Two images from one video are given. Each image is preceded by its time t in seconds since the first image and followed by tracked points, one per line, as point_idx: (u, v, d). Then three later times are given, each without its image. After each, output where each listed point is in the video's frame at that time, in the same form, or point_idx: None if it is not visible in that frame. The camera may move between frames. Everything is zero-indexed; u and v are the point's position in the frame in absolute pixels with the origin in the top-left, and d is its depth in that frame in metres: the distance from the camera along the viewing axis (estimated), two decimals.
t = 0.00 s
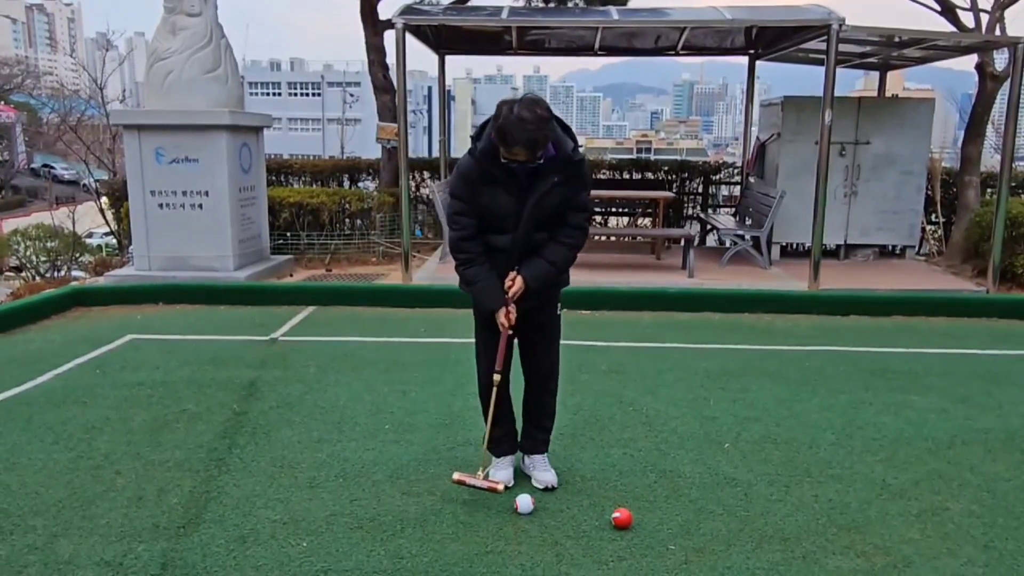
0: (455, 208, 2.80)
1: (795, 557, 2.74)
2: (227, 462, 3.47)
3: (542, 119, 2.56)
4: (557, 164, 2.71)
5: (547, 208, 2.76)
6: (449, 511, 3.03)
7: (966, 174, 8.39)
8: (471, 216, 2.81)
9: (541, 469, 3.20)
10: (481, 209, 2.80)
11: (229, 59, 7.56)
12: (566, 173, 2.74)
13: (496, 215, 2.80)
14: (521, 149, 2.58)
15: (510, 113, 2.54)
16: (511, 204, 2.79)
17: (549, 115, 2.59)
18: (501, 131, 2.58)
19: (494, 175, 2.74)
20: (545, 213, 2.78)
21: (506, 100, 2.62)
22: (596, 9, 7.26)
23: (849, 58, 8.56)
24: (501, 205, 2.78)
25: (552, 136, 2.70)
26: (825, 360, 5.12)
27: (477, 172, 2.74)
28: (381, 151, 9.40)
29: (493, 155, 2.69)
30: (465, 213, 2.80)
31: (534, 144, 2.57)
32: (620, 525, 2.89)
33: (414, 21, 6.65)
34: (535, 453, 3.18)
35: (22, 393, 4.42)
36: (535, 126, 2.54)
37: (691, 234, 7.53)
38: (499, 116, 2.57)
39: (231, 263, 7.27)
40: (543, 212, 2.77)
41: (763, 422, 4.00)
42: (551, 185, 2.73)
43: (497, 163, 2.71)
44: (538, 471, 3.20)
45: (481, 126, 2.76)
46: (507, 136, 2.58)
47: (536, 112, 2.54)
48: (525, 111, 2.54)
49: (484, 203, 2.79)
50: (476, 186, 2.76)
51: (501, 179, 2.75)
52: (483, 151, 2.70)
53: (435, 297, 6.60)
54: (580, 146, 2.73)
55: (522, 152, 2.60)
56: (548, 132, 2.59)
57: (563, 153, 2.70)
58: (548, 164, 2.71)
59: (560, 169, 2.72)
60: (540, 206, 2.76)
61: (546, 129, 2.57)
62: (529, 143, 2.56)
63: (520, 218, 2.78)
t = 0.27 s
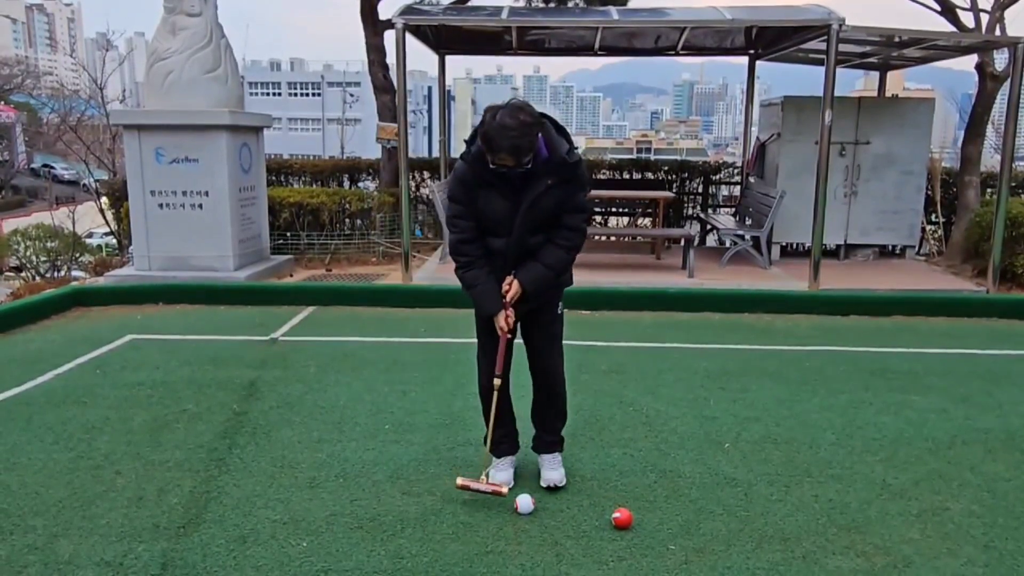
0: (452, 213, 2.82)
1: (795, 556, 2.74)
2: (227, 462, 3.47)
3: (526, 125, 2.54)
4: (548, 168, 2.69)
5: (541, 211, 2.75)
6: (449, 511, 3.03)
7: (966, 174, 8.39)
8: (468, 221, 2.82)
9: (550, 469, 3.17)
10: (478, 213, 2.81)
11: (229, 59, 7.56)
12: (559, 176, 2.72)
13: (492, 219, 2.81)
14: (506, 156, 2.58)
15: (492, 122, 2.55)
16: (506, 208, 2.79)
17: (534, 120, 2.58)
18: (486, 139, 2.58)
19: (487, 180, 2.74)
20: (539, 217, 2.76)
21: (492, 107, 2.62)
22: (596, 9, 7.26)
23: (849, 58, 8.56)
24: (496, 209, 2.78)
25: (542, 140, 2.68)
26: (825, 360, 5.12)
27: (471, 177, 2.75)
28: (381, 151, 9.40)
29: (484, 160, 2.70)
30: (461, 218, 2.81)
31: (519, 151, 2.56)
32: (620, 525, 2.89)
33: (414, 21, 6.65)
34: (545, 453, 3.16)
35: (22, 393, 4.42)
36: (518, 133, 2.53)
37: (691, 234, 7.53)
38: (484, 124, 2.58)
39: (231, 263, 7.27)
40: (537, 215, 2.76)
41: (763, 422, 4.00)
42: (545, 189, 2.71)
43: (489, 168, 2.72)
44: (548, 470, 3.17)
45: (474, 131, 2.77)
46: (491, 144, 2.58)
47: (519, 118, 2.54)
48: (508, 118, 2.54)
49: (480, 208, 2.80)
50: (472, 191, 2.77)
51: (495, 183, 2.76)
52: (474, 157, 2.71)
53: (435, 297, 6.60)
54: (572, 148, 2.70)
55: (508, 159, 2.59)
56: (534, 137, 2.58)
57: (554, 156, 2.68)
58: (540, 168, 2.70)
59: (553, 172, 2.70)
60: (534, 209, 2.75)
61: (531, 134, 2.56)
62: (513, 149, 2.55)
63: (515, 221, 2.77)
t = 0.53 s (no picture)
0: (464, 213, 2.84)
1: (796, 557, 2.74)
2: (227, 463, 3.47)
3: (535, 128, 2.54)
4: (558, 170, 2.69)
5: (550, 213, 2.75)
6: (449, 511, 3.03)
7: (966, 175, 8.39)
8: (478, 222, 2.83)
9: (566, 474, 3.14)
10: (488, 213, 2.82)
11: (229, 60, 7.56)
12: (569, 178, 2.71)
13: (502, 220, 2.81)
14: (515, 158, 2.58)
15: (500, 124, 2.55)
16: (516, 209, 2.79)
17: (544, 123, 2.58)
18: (496, 141, 2.59)
19: (497, 181, 2.75)
20: (549, 219, 2.76)
21: (504, 108, 2.62)
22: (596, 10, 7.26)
23: (849, 58, 8.56)
24: (506, 210, 2.79)
25: (553, 143, 2.68)
26: (825, 361, 5.12)
27: (481, 177, 2.76)
28: (381, 152, 9.40)
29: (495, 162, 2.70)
30: (472, 218, 2.83)
31: (527, 153, 2.56)
32: (620, 525, 2.89)
33: (414, 22, 6.65)
34: (562, 458, 3.14)
35: (22, 393, 4.42)
36: (527, 136, 2.53)
37: (691, 235, 7.53)
38: (494, 126, 2.58)
39: (231, 264, 7.27)
40: (546, 218, 2.75)
41: (763, 422, 4.00)
42: (554, 191, 2.71)
43: (500, 170, 2.73)
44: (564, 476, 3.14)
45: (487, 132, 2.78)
46: (500, 146, 2.58)
47: (528, 121, 2.54)
48: (518, 120, 2.54)
49: (490, 208, 2.81)
50: (482, 191, 2.79)
51: (505, 184, 2.76)
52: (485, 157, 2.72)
53: (436, 298, 6.60)
54: (583, 152, 2.69)
55: (517, 161, 2.59)
56: (544, 140, 2.58)
57: (565, 159, 2.67)
58: (550, 170, 2.69)
59: (562, 175, 2.70)
60: (543, 211, 2.75)
61: (540, 137, 2.55)
62: (522, 152, 2.55)
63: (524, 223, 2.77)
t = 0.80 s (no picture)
0: (476, 209, 2.84)
1: (796, 558, 2.75)
2: (227, 464, 3.47)
3: (553, 127, 2.55)
4: (572, 172, 2.69)
5: (561, 214, 2.75)
6: (449, 512, 3.03)
7: (966, 176, 8.40)
8: (490, 219, 2.84)
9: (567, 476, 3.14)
10: (500, 211, 2.83)
11: (230, 61, 7.56)
12: (583, 181, 2.72)
13: (513, 218, 2.81)
14: (531, 155, 2.58)
15: (518, 121, 2.56)
16: (528, 208, 2.79)
17: (562, 123, 2.58)
18: (512, 138, 2.59)
19: (511, 179, 2.76)
20: (560, 220, 2.76)
21: (522, 106, 2.63)
22: (596, 12, 7.27)
23: (849, 60, 8.57)
24: (518, 209, 2.79)
25: (570, 144, 2.68)
26: (825, 362, 5.12)
27: (495, 174, 2.77)
28: (381, 153, 9.41)
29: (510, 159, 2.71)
30: (484, 215, 2.84)
31: (543, 152, 2.56)
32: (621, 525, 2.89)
33: (414, 23, 6.65)
34: (564, 460, 3.14)
35: (22, 395, 4.42)
36: (544, 134, 2.54)
37: (691, 236, 7.53)
38: (511, 123, 2.59)
39: (232, 265, 7.28)
40: (557, 218, 2.76)
41: (763, 424, 4.00)
42: (567, 192, 2.71)
43: (514, 167, 2.73)
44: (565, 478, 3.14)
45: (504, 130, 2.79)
46: (517, 143, 2.58)
47: (546, 120, 2.54)
48: (536, 118, 2.54)
49: (503, 206, 2.81)
50: (496, 189, 2.79)
51: (519, 183, 2.77)
52: (500, 154, 2.73)
53: (436, 299, 6.60)
54: (598, 155, 2.69)
55: (532, 158, 2.59)
56: (560, 140, 2.58)
57: (579, 161, 2.68)
58: (563, 171, 2.70)
59: (576, 176, 2.70)
60: (554, 212, 2.75)
61: (557, 137, 2.56)
62: (538, 150, 2.56)
63: (534, 222, 2.77)
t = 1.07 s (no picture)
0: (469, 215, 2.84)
1: (795, 560, 2.75)
2: (226, 466, 3.48)
3: (548, 131, 2.55)
4: (566, 175, 2.70)
5: (556, 218, 2.76)
6: (449, 514, 3.03)
7: (965, 178, 8.41)
8: (484, 224, 2.84)
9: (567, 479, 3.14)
10: (494, 216, 2.82)
11: (230, 63, 7.57)
12: (577, 184, 2.72)
13: (507, 223, 2.81)
14: (527, 159, 2.58)
15: (513, 125, 2.55)
16: (522, 213, 2.79)
17: (557, 126, 2.59)
18: (507, 142, 2.58)
19: (505, 184, 2.75)
20: (554, 224, 2.77)
21: (516, 110, 2.63)
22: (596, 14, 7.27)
23: (849, 62, 8.57)
24: (512, 214, 2.79)
25: (563, 148, 2.69)
26: (824, 364, 5.12)
27: (489, 179, 2.77)
28: (381, 154, 9.41)
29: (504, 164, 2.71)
30: (478, 221, 2.83)
31: (539, 156, 2.57)
32: (620, 528, 2.89)
33: (414, 25, 6.66)
34: (564, 462, 3.13)
35: (22, 397, 4.42)
36: (540, 137, 2.54)
37: (691, 238, 7.53)
38: (505, 127, 2.58)
39: (231, 266, 7.28)
40: (552, 222, 2.76)
41: (763, 426, 4.00)
42: (561, 196, 2.72)
43: (508, 172, 2.73)
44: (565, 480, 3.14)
45: (496, 135, 2.78)
46: (512, 147, 2.58)
47: (542, 123, 2.54)
48: (531, 122, 2.54)
49: (497, 211, 2.81)
50: (489, 194, 2.79)
51: (513, 188, 2.76)
52: (494, 159, 2.72)
53: (436, 301, 6.61)
54: (592, 158, 2.70)
55: (528, 163, 2.59)
56: (555, 143, 2.59)
57: (573, 164, 2.69)
58: (557, 175, 2.70)
59: (571, 180, 2.71)
60: (550, 216, 2.75)
61: (552, 141, 2.56)
62: (534, 154, 2.56)
63: (529, 227, 2.77)
